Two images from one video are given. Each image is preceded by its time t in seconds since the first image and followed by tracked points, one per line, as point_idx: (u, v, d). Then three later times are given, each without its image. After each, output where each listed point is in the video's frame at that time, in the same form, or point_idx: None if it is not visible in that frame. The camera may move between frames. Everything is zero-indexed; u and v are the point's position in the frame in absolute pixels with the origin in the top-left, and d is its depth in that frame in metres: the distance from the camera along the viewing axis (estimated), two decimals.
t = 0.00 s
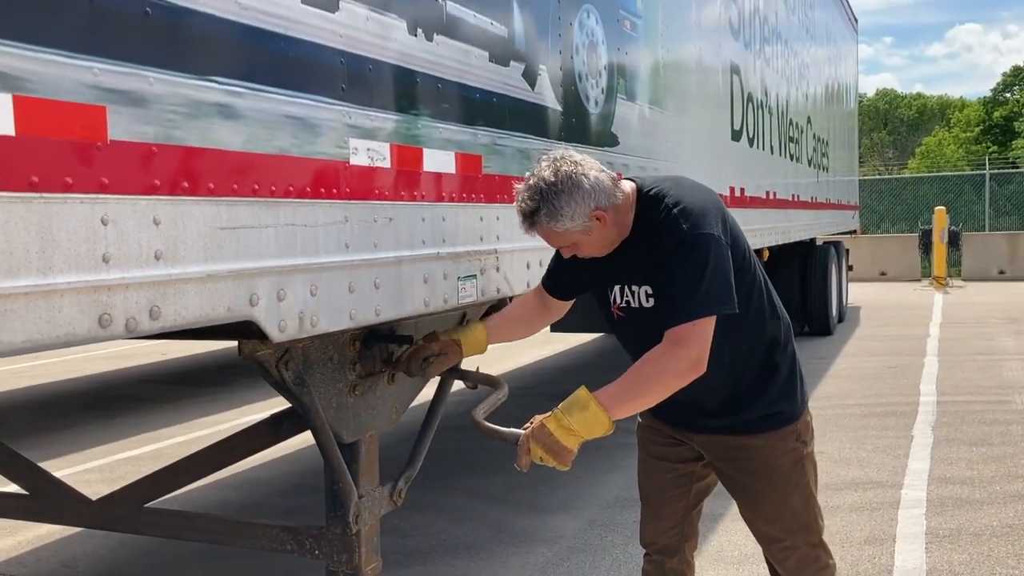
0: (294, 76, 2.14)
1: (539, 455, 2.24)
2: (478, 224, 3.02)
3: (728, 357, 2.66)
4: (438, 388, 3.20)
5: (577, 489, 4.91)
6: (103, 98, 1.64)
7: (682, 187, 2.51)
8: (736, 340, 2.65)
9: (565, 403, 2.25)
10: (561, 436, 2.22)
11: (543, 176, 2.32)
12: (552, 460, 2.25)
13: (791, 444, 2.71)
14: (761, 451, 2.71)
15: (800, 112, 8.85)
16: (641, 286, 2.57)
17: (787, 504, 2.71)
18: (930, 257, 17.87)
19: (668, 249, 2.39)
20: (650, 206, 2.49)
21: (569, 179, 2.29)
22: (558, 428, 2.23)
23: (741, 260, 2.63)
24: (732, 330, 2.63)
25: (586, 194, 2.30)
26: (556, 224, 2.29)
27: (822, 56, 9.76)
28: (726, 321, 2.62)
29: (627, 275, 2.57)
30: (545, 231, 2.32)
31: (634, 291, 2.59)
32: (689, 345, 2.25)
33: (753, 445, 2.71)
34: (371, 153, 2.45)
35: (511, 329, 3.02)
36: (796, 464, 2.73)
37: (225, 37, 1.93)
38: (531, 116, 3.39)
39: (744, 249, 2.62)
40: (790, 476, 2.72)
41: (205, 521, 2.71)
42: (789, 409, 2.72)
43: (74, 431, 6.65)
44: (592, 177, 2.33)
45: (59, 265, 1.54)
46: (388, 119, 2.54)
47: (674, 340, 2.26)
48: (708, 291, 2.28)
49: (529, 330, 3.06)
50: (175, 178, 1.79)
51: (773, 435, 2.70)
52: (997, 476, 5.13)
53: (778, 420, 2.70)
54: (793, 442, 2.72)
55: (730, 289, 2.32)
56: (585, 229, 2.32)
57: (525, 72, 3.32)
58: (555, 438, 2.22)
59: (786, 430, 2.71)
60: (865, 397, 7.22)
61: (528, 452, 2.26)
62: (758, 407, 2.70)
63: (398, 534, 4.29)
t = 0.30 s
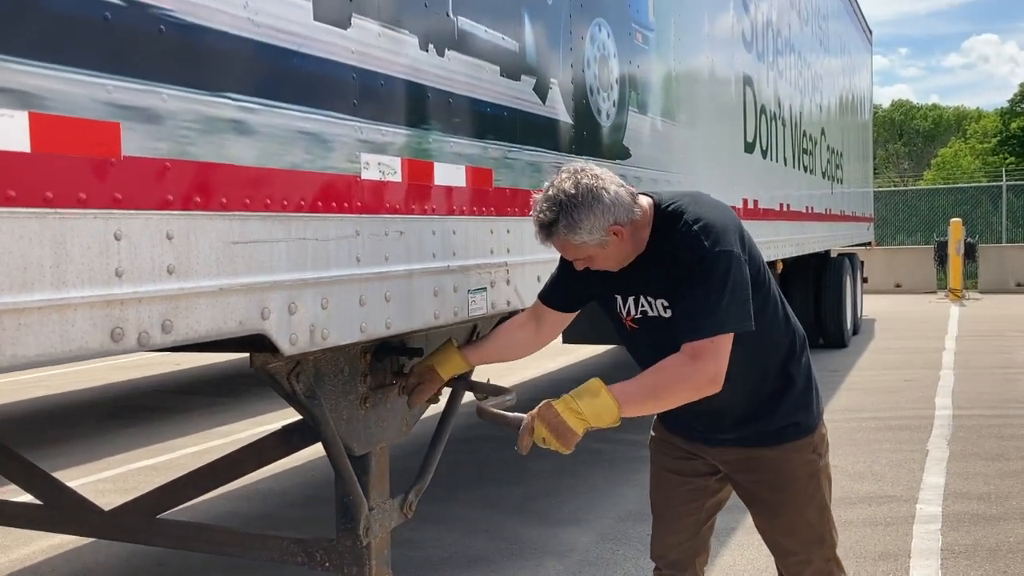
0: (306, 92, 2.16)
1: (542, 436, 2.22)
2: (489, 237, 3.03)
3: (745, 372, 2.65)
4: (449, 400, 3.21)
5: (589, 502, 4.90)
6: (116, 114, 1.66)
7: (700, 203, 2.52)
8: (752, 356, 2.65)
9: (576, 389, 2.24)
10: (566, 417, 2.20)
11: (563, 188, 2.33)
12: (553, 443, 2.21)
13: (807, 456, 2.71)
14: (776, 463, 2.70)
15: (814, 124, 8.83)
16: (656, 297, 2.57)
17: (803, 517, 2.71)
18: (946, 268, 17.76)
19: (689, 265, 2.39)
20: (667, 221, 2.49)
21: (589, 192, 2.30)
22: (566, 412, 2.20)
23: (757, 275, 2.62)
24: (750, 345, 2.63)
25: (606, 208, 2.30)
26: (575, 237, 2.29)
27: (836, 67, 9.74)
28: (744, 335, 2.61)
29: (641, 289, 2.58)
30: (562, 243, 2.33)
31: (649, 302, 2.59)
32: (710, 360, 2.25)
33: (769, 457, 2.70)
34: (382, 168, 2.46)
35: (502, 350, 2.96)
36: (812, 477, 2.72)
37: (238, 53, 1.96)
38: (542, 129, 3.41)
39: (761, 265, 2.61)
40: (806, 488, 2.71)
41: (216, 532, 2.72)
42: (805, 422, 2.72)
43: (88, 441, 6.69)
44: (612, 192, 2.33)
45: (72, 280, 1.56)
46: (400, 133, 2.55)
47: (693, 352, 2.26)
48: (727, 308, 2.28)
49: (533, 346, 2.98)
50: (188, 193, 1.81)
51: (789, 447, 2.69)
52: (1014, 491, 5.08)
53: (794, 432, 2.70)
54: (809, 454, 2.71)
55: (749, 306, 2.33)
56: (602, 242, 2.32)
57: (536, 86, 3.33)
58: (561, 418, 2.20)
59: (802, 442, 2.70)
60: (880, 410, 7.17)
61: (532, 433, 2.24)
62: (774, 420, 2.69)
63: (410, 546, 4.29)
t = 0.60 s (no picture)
0: (322, 102, 2.18)
1: (547, 463, 2.23)
2: (503, 246, 3.04)
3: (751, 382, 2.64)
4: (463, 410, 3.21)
5: (603, 513, 4.88)
6: (135, 124, 1.67)
7: (708, 213, 2.52)
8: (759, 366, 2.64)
9: (577, 412, 2.24)
10: (569, 443, 2.21)
11: (566, 201, 2.32)
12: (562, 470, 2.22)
13: (815, 467, 2.69)
14: (784, 474, 2.69)
15: (829, 133, 8.80)
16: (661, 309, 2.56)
17: (810, 528, 2.69)
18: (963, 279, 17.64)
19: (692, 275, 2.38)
20: (674, 230, 2.50)
21: (593, 204, 2.29)
22: (569, 436, 2.22)
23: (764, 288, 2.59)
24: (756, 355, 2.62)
25: (609, 220, 2.30)
26: (578, 249, 2.29)
27: (851, 77, 9.71)
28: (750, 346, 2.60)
29: (649, 299, 2.57)
30: (565, 254, 2.33)
31: (655, 314, 2.59)
32: (710, 367, 2.25)
33: (776, 467, 2.69)
34: (397, 177, 2.47)
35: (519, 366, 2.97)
36: (820, 488, 2.70)
37: (255, 64, 1.97)
38: (557, 139, 3.41)
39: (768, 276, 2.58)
40: (814, 499, 2.69)
41: (230, 542, 2.73)
42: (813, 434, 2.70)
43: (104, 450, 6.73)
44: (615, 203, 2.33)
45: (91, 288, 1.58)
46: (415, 143, 2.56)
47: (694, 361, 2.26)
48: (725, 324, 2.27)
49: (548, 357, 2.98)
50: (205, 202, 1.82)
51: (796, 458, 2.68)
52: None
53: (802, 443, 2.68)
54: (817, 465, 2.69)
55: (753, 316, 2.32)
56: (607, 254, 2.33)
57: (551, 96, 3.34)
58: (564, 445, 2.21)
59: (809, 453, 2.69)
60: (897, 422, 7.11)
61: (538, 460, 2.25)
62: (781, 431, 2.67)
63: (423, 556, 4.29)
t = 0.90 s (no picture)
0: (337, 113, 2.19)
1: (569, 546, 2.20)
2: (516, 256, 3.04)
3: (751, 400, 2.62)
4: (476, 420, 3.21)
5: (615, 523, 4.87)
6: (153, 136, 1.69)
7: (708, 236, 2.44)
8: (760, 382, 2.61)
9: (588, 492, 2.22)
10: (588, 524, 2.19)
11: (569, 216, 2.33)
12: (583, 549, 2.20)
13: (824, 479, 2.68)
14: (793, 485, 2.68)
15: (843, 142, 8.78)
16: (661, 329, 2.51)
17: (819, 540, 2.68)
18: (978, 288, 17.53)
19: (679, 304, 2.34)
20: (672, 254, 2.44)
21: (595, 219, 2.30)
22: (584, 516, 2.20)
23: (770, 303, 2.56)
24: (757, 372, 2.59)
25: (612, 234, 2.30)
26: (580, 264, 2.29)
27: (864, 85, 9.69)
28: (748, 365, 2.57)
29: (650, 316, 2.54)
30: (569, 270, 2.33)
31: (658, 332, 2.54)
32: (687, 402, 2.22)
33: (785, 479, 2.68)
34: (412, 187, 2.48)
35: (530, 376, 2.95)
36: (828, 499, 2.69)
37: (272, 75, 1.99)
38: (570, 148, 3.42)
39: (772, 291, 2.56)
40: (823, 510, 2.69)
41: (244, 551, 2.73)
42: (820, 448, 2.68)
43: (118, 457, 6.75)
44: (619, 219, 2.34)
45: (108, 298, 1.59)
46: (429, 153, 2.58)
47: (670, 402, 2.23)
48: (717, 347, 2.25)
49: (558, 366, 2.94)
50: (221, 213, 1.84)
51: (805, 470, 2.67)
52: None
53: (809, 456, 2.67)
54: (826, 477, 2.68)
55: (736, 348, 2.28)
56: (610, 269, 2.32)
57: (564, 106, 3.35)
58: (582, 528, 2.19)
59: (817, 465, 2.67)
60: (911, 432, 7.07)
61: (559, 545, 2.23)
62: (788, 443, 2.66)
63: (435, 565, 4.28)
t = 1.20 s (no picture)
0: (347, 119, 2.19)
1: (577, 552, 2.16)
2: (526, 261, 3.04)
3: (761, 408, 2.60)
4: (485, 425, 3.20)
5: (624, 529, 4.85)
6: (163, 141, 1.70)
7: (720, 240, 2.43)
8: (769, 388, 2.60)
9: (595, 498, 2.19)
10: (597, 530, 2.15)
11: (582, 219, 2.32)
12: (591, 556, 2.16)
13: (833, 487, 2.65)
14: (802, 493, 2.66)
15: (852, 148, 8.76)
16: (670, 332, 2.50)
17: (830, 548, 2.66)
18: (988, 294, 17.46)
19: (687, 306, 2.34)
20: (685, 256, 2.43)
21: (607, 221, 2.30)
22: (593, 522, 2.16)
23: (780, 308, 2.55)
24: (767, 377, 2.57)
25: (625, 236, 2.30)
26: (594, 266, 2.28)
27: (873, 91, 9.67)
28: (756, 371, 2.56)
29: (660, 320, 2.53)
30: (582, 273, 2.32)
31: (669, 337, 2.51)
32: (691, 402, 2.22)
33: (794, 486, 2.66)
34: (420, 193, 2.48)
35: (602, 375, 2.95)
36: (839, 507, 2.67)
37: (282, 81, 2.00)
38: (579, 154, 3.42)
39: (782, 296, 2.54)
40: (833, 517, 2.67)
41: (253, 557, 2.74)
42: (830, 454, 2.65)
43: (127, 463, 6.77)
44: (631, 220, 2.34)
45: (119, 303, 1.60)
46: (438, 159, 2.58)
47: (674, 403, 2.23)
48: (720, 349, 2.24)
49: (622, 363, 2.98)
50: (232, 218, 1.84)
51: (815, 477, 2.65)
52: None
53: (818, 463, 2.64)
54: (836, 484, 2.65)
55: (742, 351, 2.27)
56: (624, 271, 2.31)
57: (573, 111, 3.35)
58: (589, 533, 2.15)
59: (827, 472, 2.65)
60: (922, 439, 7.03)
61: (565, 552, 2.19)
62: (800, 450, 2.64)
63: (443, 571, 4.27)
